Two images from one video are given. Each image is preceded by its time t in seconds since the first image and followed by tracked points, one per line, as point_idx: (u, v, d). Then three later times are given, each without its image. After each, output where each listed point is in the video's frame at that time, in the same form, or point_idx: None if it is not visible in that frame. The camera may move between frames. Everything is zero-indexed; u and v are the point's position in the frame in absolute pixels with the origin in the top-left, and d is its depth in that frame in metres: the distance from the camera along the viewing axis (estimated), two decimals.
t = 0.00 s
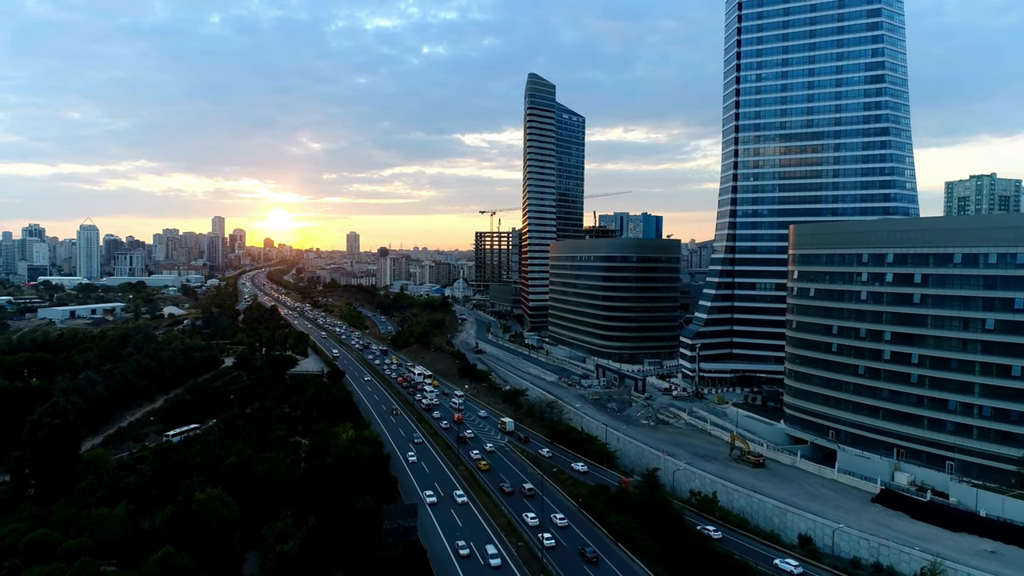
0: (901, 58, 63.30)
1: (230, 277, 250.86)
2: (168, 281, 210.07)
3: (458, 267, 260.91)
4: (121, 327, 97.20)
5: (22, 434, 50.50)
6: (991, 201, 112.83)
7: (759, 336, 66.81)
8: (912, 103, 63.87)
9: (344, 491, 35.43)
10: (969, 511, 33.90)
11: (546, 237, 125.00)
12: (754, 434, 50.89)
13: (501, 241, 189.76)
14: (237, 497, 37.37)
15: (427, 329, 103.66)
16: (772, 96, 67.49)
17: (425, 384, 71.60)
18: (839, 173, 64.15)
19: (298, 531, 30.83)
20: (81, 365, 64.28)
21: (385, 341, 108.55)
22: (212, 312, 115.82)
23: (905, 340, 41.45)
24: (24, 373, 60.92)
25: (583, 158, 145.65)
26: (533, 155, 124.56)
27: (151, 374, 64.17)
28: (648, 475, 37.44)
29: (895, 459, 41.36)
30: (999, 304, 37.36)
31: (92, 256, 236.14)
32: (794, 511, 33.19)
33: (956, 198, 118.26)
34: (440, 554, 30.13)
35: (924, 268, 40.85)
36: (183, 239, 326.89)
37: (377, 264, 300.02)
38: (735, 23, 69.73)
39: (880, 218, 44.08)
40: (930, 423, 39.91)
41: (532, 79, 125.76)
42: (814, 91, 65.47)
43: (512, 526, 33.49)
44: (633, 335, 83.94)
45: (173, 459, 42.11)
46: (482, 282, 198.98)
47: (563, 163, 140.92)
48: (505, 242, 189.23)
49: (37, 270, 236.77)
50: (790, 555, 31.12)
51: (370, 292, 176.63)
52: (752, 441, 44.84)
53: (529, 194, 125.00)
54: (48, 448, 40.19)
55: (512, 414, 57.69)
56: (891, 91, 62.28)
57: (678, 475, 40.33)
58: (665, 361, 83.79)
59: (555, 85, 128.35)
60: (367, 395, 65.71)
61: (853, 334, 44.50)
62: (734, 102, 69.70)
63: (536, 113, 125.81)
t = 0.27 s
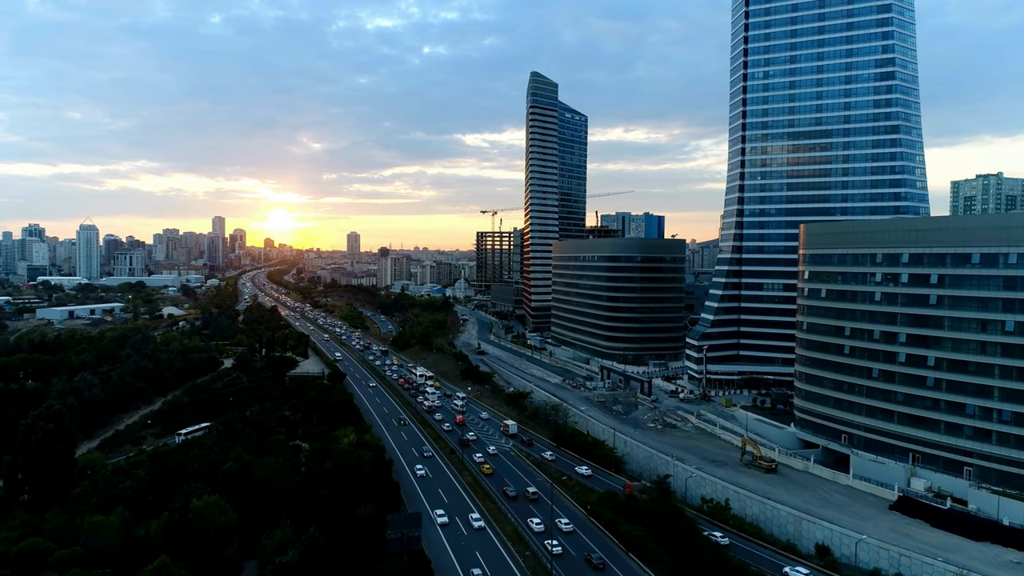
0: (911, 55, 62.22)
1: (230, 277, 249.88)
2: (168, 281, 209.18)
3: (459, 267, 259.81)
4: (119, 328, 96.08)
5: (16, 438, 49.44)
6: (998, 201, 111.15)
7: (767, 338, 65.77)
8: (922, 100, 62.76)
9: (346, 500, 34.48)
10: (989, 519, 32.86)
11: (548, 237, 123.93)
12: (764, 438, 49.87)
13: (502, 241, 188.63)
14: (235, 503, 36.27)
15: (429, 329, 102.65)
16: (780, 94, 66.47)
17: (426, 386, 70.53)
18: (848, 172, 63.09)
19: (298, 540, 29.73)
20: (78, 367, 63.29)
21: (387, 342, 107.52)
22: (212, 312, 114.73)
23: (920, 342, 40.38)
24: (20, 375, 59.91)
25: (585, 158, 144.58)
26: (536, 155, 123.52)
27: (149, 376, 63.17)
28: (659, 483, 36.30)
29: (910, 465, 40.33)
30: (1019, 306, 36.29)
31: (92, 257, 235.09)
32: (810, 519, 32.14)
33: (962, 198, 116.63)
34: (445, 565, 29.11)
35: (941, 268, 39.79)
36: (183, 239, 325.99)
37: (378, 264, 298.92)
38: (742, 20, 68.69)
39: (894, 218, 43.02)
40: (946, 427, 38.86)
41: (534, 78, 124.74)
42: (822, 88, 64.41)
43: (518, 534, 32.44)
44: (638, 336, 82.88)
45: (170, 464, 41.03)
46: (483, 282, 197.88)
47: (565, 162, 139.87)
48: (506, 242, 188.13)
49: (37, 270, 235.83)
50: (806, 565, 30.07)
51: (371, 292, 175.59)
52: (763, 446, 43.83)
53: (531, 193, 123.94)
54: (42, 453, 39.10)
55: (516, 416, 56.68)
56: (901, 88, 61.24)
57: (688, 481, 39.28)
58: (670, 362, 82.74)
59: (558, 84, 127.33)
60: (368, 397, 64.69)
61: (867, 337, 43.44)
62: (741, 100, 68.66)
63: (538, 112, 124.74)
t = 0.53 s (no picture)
0: (922, 51, 61.06)
1: (230, 277, 248.96)
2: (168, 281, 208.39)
3: (460, 267, 258.75)
4: (118, 328, 95.09)
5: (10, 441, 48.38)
6: (1005, 200, 109.87)
7: (774, 339, 64.73)
8: (933, 97, 61.58)
9: (347, 511, 33.49)
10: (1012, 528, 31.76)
11: (551, 236, 122.83)
12: (774, 442, 48.85)
13: (503, 241, 187.52)
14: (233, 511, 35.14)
15: (430, 330, 101.60)
16: (788, 91, 65.43)
17: (428, 388, 69.51)
18: (858, 170, 62.01)
19: (297, 551, 28.65)
20: (75, 368, 62.28)
21: (388, 343, 106.48)
22: (212, 312, 113.59)
23: (937, 344, 39.32)
24: (16, 377, 58.91)
25: (587, 157, 143.46)
26: (538, 154, 122.45)
27: (146, 378, 62.14)
28: (670, 491, 35.18)
29: (927, 470, 39.23)
30: None
31: (92, 257, 234.21)
32: (827, 527, 31.06)
33: (969, 197, 115.39)
34: None
35: (958, 268, 38.75)
36: (184, 239, 325.10)
37: (378, 264, 298.04)
38: (749, 16, 67.67)
39: (910, 216, 41.94)
40: (964, 432, 37.78)
41: (536, 76, 123.67)
42: (831, 85, 63.35)
43: (525, 543, 31.40)
44: (642, 336, 81.85)
45: (166, 470, 39.93)
46: (484, 282, 196.82)
47: (567, 161, 138.78)
48: (508, 241, 187.02)
49: (36, 270, 234.95)
50: None
51: (372, 292, 174.61)
52: (774, 450, 42.77)
53: (533, 193, 122.87)
54: (35, 458, 38.04)
55: (520, 419, 55.65)
56: (912, 85, 60.07)
57: (699, 487, 38.27)
58: (675, 363, 81.70)
59: (560, 82, 126.25)
60: (369, 399, 63.62)
61: (881, 339, 42.37)
62: (748, 97, 67.65)
63: (540, 111, 123.67)
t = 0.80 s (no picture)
0: (932, 48, 60.14)
1: (230, 277, 248.20)
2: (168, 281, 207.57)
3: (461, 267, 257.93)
4: (116, 329, 94.27)
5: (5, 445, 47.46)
6: (1011, 200, 108.84)
7: (781, 341, 63.88)
8: (942, 95, 60.65)
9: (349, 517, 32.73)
10: None
11: (553, 236, 121.97)
12: (783, 445, 47.96)
13: (505, 241, 186.71)
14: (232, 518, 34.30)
15: (432, 330, 100.73)
16: (795, 88, 64.54)
17: (430, 389, 68.64)
18: (866, 169, 61.11)
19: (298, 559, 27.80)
20: (72, 369, 61.40)
21: (389, 343, 105.62)
22: (211, 313, 112.62)
23: (952, 346, 38.40)
24: (11, 379, 58.00)
25: (589, 156, 142.57)
26: (540, 153, 121.59)
27: (144, 380, 61.26)
28: (683, 499, 34.09)
29: (941, 475, 38.37)
30: None
31: (91, 257, 233.39)
32: (842, 535, 30.23)
33: (974, 197, 114.39)
34: None
35: (974, 268, 37.85)
36: (184, 239, 324.39)
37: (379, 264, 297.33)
38: (755, 13, 66.80)
39: (923, 215, 41.07)
40: (980, 436, 36.86)
41: (538, 75, 122.72)
42: (839, 83, 62.47)
43: (531, 550, 30.64)
44: (646, 337, 80.98)
45: (164, 475, 39.04)
46: (485, 282, 196.01)
47: (569, 161, 137.91)
48: (509, 241, 186.04)
49: (36, 269, 233.94)
50: None
51: (372, 292, 173.78)
52: (784, 454, 41.85)
53: (535, 192, 122.00)
54: (28, 463, 37.10)
55: (524, 421, 54.79)
56: (922, 82, 59.07)
57: (709, 492, 37.38)
58: (679, 364, 80.82)
59: (562, 81, 125.26)
60: (371, 401, 62.78)
61: (893, 340, 41.46)
62: (754, 95, 66.78)
63: (543, 110, 122.79)
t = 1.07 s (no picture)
0: (943, 44, 59.07)
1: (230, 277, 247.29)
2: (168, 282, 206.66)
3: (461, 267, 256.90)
4: (114, 330, 93.33)
5: None
6: (1018, 199, 107.67)
7: (789, 342, 62.82)
8: (954, 92, 59.54)
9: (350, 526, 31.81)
10: None
11: (555, 236, 120.90)
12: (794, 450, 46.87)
13: (506, 241, 185.70)
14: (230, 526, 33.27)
15: (433, 331, 99.69)
16: (804, 85, 63.45)
17: (432, 391, 67.57)
18: (876, 167, 60.01)
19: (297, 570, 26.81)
20: (67, 371, 60.33)
21: (390, 344, 104.60)
22: (211, 313, 111.55)
23: (970, 348, 37.32)
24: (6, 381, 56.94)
25: (591, 155, 141.55)
26: (542, 152, 120.53)
27: (142, 382, 60.14)
28: (696, 509, 32.88)
29: (959, 482, 37.28)
30: None
31: (91, 257, 232.46)
32: (860, 544, 29.21)
33: (980, 196, 113.23)
34: None
35: (993, 269, 36.79)
36: (184, 239, 323.53)
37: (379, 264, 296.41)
38: (763, 9, 65.73)
39: (940, 214, 40.00)
40: (1000, 442, 35.77)
41: (540, 73, 121.72)
42: (848, 80, 61.39)
43: (538, 558, 29.71)
44: (651, 338, 79.93)
45: (160, 481, 37.96)
46: (486, 283, 195.01)
47: (571, 160, 136.90)
48: (510, 241, 184.97)
49: (35, 269, 232.84)
50: None
51: (373, 293, 172.78)
52: (797, 459, 40.76)
53: (537, 191, 120.94)
54: (20, 468, 36.01)
55: (528, 424, 53.73)
56: (933, 79, 57.99)
57: (720, 499, 36.35)
58: (684, 366, 79.75)
59: (564, 79, 124.25)
60: (372, 404, 61.72)
61: (909, 342, 40.38)
62: (762, 92, 65.68)
63: (545, 109, 121.77)
